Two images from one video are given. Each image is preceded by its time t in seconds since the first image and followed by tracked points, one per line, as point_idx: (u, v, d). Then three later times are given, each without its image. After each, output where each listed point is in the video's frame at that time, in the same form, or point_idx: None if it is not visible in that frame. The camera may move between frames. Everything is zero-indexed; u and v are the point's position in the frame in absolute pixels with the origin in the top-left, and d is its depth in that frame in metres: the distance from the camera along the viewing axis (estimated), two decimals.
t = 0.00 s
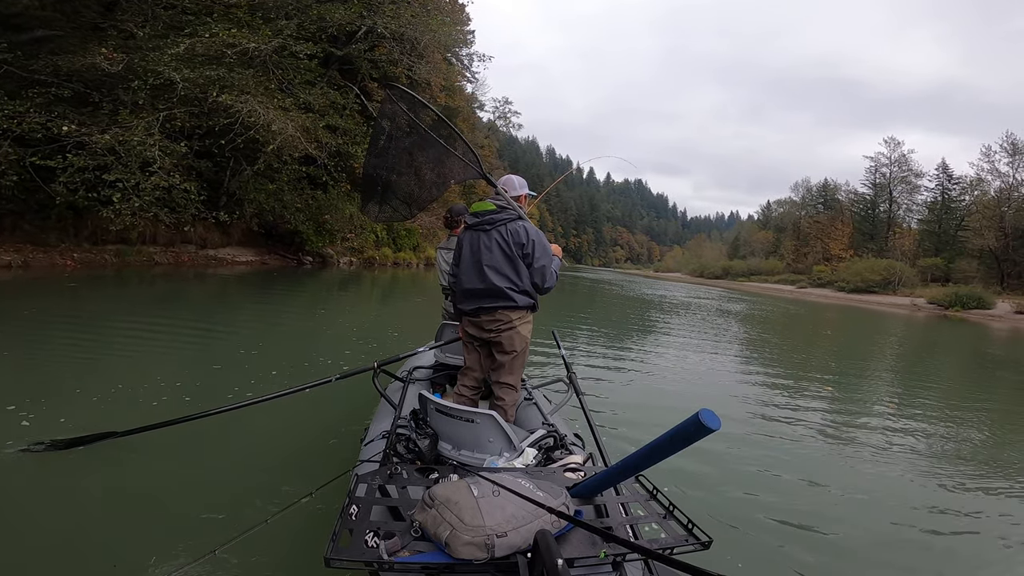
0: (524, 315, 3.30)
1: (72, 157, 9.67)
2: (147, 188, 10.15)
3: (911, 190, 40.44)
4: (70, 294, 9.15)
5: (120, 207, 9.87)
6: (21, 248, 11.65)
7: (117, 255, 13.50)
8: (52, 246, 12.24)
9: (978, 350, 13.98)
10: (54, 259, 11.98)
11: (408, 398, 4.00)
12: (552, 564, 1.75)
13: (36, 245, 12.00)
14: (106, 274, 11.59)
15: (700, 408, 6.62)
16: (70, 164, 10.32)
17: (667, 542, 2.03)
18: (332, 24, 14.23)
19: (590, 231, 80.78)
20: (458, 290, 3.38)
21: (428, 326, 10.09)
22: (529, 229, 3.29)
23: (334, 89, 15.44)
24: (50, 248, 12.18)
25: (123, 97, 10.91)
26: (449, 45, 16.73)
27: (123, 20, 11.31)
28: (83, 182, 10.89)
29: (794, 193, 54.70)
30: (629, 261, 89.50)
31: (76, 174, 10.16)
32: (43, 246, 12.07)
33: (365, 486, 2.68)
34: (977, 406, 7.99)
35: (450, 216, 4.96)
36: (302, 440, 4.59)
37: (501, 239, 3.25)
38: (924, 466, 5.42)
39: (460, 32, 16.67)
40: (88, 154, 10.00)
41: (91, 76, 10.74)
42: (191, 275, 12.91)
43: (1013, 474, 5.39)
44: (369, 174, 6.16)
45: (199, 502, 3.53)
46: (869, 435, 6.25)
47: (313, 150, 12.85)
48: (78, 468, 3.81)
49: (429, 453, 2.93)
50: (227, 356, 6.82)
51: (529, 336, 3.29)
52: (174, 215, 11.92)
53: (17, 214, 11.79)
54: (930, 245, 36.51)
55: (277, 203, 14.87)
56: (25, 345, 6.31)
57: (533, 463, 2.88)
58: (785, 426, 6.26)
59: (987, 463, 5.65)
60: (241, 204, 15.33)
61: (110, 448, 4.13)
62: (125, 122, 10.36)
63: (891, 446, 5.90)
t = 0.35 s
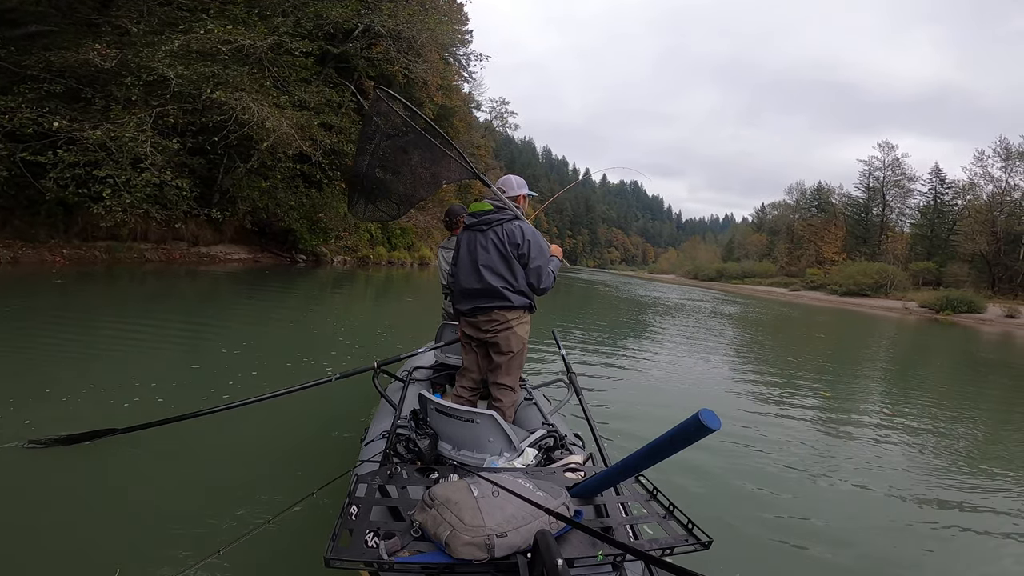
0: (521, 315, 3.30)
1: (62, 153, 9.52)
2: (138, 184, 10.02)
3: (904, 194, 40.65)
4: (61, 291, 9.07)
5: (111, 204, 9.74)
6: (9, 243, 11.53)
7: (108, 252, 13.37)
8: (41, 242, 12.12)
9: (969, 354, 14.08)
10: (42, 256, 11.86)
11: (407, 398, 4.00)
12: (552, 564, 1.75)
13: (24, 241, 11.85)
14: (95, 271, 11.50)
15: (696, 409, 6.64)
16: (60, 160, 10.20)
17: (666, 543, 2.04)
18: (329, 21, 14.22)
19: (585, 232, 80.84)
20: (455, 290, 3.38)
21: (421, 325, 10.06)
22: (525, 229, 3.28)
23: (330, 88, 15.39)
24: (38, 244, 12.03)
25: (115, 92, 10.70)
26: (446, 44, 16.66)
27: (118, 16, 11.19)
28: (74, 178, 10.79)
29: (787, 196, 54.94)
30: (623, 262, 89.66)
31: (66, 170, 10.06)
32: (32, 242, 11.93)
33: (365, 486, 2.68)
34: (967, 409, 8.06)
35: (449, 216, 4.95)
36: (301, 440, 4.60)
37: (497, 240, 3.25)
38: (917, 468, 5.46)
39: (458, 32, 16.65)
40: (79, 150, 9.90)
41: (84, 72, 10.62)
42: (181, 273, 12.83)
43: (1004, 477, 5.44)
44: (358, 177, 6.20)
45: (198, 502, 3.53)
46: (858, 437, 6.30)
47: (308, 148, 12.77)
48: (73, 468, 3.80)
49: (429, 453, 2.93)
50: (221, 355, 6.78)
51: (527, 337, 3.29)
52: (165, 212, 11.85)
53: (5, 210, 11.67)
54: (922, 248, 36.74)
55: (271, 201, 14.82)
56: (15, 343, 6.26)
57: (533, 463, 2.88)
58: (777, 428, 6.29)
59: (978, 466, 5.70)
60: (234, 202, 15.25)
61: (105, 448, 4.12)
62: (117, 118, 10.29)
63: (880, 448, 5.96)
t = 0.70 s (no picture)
0: (518, 315, 3.30)
1: (51, 152, 9.55)
2: (128, 182, 10.11)
3: (896, 196, 40.86)
4: (50, 291, 9.00)
5: (101, 203, 9.79)
6: None
7: (98, 251, 13.36)
8: (30, 241, 12.04)
9: (960, 354, 14.20)
10: (30, 255, 11.79)
11: (407, 398, 4.00)
12: (551, 564, 1.75)
13: (13, 240, 11.77)
14: (84, 271, 11.42)
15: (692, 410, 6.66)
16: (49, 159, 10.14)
17: (666, 543, 2.04)
18: (323, 20, 14.20)
19: (580, 233, 80.84)
20: (452, 290, 3.40)
21: (415, 325, 10.04)
22: (521, 228, 3.27)
23: (325, 86, 15.36)
24: (27, 243, 11.96)
25: (106, 91, 10.63)
26: (440, 44, 16.65)
27: (110, 13, 11.03)
28: (62, 177, 10.72)
29: (781, 197, 55.18)
30: (618, 263, 89.77)
31: (55, 169, 10.00)
32: (20, 242, 11.86)
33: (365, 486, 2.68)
34: (958, 408, 8.13)
35: (450, 218, 4.96)
36: (301, 441, 4.60)
37: (492, 240, 3.25)
38: (911, 467, 5.49)
39: (452, 32, 16.64)
40: (69, 149, 9.85)
41: (74, 71, 10.48)
42: (172, 273, 12.76)
43: (996, 476, 5.49)
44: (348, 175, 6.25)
45: (197, 502, 3.52)
46: (850, 435, 6.36)
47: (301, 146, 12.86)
48: (70, 467, 3.79)
49: (429, 453, 2.94)
50: (215, 355, 6.73)
51: (524, 337, 3.29)
52: (155, 211, 11.86)
53: None
54: (914, 250, 36.96)
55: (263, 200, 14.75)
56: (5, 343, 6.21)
57: (533, 463, 2.89)
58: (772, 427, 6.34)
59: (971, 465, 5.74)
60: (226, 202, 15.19)
61: (102, 447, 4.11)
62: (107, 116, 10.25)
63: (873, 447, 6.00)
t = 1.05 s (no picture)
0: (516, 315, 3.29)
1: (37, 151, 9.54)
2: (117, 182, 10.08)
3: (887, 194, 40.98)
4: (39, 292, 8.94)
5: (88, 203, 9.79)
6: None
7: (85, 251, 13.31)
8: (18, 241, 12.03)
9: (948, 350, 14.32)
10: (18, 255, 11.78)
11: (407, 398, 4.00)
12: (552, 563, 1.75)
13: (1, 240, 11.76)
14: (72, 271, 11.38)
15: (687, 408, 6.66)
16: (36, 158, 10.14)
17: (666, 542, 2.04)
18: (315, 18, 14.13)
19: (575, 232, 80.81)
20: (451, 290, 3.41)
21: (407, 326, 9.99)
22: (517, 226, 3.28)
23: (317, 85, 15.37)
24: (15, 243, 11.94)
25: (93, 89, 10.68)
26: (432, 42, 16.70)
27: (98, 11, 11.23)
28: (49, 176, 10.72)
29: (774, 196, 55.31)
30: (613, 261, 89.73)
31: (42, 167, 9.99)
32: (9, 241, 11.85)
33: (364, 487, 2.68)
34: (948, 404, 8.17)
35: (450, 218, 4.94)
36: (302, 441, 4.60)
37: (489, 239, 3.26)
38: (906, 464, 5.51)
39: (446, 31, 16.65)
40: (55, 148, 9.86)
41: (62, 69, 10.60)
42: (162, 273, 12.74)
43: (990, 472, 5.51)
44: (339, 175, 6.15)
45: (197, 502, 3.53)
46: (846, 432, 6.37)
47: (292, 145, 12.75)
48: (68, 468, 3.81)
49: (429, 453, 2.94)
50: (208, 357, 6.71)
51: (523, 337, 3.28)
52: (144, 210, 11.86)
53: None
54: (905, 248, 37.13)
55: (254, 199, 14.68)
56: None
57: (533, 463, 2.89)
58: (769, 424, 6.33)
59: (966, 461, 5.76)
60: (217, 201, 15.13)
61: (101, 448, 4.12)
62: (95, 115, 10.17)
63: (869, 444, 6.00)
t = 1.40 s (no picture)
0: (516, 315, 3.29)
1: (22, 150, 9.55)
2: (103, 180, 10.09)
3: (876, 193, 41.17)
4: (26, 294, 8.89)
5: (73, 202, 9.77)
6: None
7: (72, 251, 13.31)
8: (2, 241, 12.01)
9: (936, 347, 14.42)
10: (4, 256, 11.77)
11: (407, 398, 4.00)
12: (552, 563, 1.75)
13: None
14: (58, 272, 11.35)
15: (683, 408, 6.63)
16: (20, 157, 10.12)
17: (666, 543, 2.04)
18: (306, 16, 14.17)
19: (568, 231, 80.82)
20: (451, 290, 3.41)
21: (397, 326, 9.91)
22: (517, 227, 3.27)
23: (308, 83, 15.39)
24: None
25: (79, 88, 10.66)
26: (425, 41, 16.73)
27: (85, 9, 11.00)
28: (33, 175, 10.68)
29: (765, 195, 55.50)
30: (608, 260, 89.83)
31: (26, 167, 9.99)
32: None
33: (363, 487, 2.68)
34: (936, 401, 8.21)
35: (449, 218, 4.95)
36: (301, 442, 4.62)
37: (488, 239, 3.26)
38: (902, 462, 5.51)
39: (439, 30, 16.71)
40: (40, 148, 9.87)
41: (48, 67, 10.56)
42: (150, 274, 12.72)
43: (984, 469, 5.54)
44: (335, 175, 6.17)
45: (196, 504, 3.54)
46: (841, 431, 6.35)
47: (283, 144, 12.87)
48: (68, 469, 3.83)
49: (429, 453, 2.94)
50: (199, 360, 6.65)
51: (522, 338, 3.28)
52: (131, 210, 11.85)
53: None
54: (894, 246, 37.32)
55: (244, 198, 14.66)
56: None
57: (533, 463, 2.88)
58: (767, 424, 6.31)
59: (960, 458, 5.78)
60: (206, 200, 15.09)
61: (99, 450, 4.13)
62: (80, 114, 10.23)
63: (864, 443, 5.98)
